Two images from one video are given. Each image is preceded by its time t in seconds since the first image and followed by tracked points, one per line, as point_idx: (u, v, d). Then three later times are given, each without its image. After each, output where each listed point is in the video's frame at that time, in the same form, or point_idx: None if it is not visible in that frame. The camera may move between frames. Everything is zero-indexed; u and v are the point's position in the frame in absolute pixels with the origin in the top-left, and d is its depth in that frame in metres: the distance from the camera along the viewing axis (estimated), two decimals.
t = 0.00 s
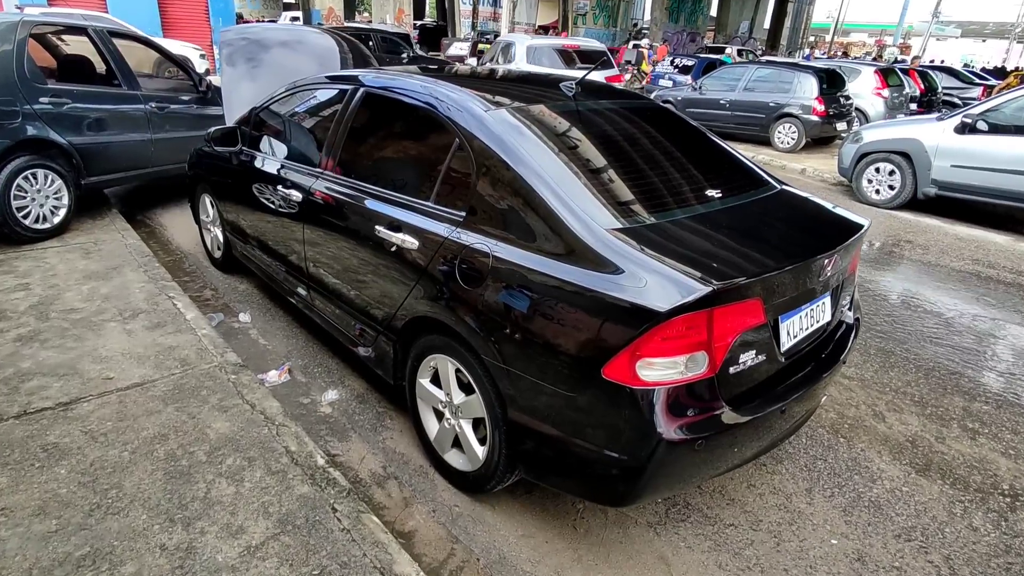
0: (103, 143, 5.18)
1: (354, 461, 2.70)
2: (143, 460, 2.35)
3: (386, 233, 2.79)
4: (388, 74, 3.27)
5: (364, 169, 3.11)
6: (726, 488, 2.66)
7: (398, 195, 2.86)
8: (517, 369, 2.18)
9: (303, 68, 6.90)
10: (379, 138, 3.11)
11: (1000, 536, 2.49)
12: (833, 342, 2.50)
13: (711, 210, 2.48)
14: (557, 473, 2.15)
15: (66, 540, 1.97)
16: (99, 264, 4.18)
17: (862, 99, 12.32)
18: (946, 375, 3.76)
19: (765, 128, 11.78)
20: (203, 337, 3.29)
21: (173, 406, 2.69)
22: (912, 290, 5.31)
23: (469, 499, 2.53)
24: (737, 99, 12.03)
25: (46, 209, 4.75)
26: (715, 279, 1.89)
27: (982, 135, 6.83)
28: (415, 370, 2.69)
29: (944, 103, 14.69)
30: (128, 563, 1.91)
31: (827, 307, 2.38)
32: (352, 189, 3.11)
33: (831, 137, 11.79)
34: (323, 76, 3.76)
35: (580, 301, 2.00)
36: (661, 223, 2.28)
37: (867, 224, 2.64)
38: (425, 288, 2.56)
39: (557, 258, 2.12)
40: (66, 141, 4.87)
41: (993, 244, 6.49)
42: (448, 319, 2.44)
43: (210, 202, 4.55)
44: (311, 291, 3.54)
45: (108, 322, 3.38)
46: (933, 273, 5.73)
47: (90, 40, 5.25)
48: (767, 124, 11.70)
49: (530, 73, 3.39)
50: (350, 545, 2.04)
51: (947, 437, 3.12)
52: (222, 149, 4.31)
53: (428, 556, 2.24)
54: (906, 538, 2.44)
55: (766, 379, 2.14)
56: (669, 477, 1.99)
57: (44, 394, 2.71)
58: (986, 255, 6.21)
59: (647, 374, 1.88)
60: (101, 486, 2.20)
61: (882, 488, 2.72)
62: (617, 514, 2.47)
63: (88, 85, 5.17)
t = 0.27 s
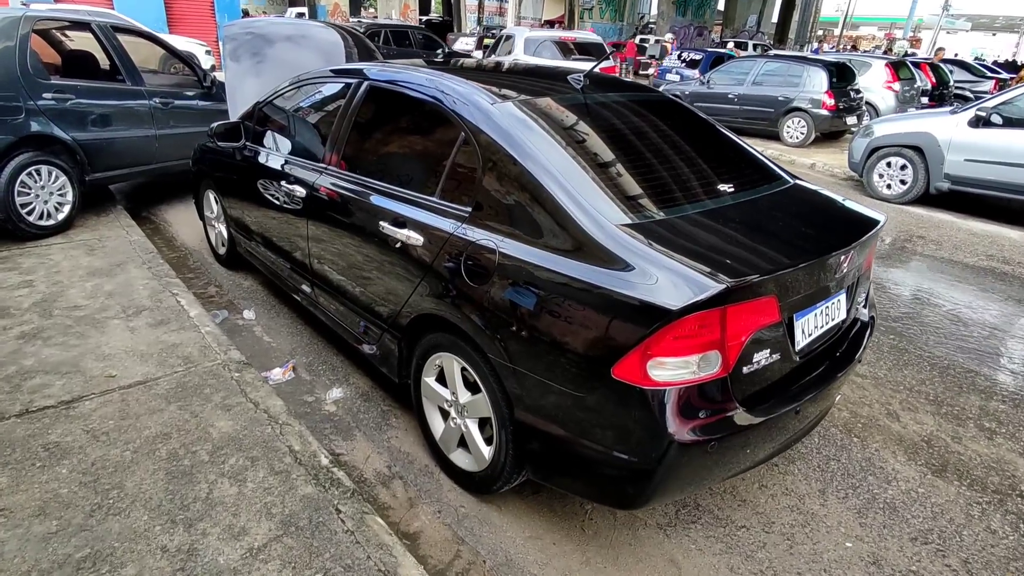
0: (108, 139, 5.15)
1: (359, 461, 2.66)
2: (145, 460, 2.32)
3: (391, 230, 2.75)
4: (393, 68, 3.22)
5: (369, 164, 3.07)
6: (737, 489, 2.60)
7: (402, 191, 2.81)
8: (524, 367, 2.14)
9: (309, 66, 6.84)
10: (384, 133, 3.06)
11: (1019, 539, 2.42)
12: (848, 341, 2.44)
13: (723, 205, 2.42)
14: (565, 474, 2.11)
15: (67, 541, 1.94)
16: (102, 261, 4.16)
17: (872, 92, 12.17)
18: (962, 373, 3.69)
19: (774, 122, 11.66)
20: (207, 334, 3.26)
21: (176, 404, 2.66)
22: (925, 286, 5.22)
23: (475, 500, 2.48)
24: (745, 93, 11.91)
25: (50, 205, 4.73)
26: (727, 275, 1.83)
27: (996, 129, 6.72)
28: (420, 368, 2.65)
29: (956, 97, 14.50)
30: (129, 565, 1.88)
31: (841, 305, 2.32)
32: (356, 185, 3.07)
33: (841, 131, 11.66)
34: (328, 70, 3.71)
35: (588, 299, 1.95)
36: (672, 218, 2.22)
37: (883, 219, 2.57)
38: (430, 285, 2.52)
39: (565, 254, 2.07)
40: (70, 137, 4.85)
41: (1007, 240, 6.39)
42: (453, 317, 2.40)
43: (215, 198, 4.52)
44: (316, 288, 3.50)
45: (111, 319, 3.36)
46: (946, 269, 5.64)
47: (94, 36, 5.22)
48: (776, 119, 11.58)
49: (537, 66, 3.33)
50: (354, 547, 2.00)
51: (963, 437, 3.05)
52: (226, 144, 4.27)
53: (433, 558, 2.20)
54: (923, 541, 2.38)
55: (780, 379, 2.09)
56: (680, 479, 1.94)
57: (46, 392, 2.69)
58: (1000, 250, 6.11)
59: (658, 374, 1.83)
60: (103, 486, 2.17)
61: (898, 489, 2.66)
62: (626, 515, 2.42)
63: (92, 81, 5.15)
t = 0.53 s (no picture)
0: (112, 141, 5.15)
1: (362, 465, 2.63)
2: (148, 465, 2.30)
3: (394, 232, 2.72)
4: (396, 68, 3.19)
5: (372, 166, 3.05)
6: (745, 495, 2.57)
7: (406, 193, 2.79)
8: (528, 372, 2.11)
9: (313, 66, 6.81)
10: (388, 134, 3.04)
11: None
12: (858, 345, 2.39)
13: (730, 207, 2.38)
14: (571, 480, 2.08)
15: (68, 548, 1.92)
16: (107, 263, 4.15)
17: (880, 89, 12.07)
18: (973, 376, 3.64)
19: (781, 120, 11.57)
20: (210, 337, 3.25)
21: (179, 409, 2.65)
22: (935, 286, 5.16)
23: (479, 505, 2.46)
24: (752, 91, 11.83)
25: (55, 207, 4.73)
26: (735, 279, 1.80)
27: (1007, 126, 6.64)
28: (424, 372, 2.62)
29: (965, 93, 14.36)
30: (130, 573, 1.86)
31: (852, 309, 2.28)
32: (360, 187, 3.05)
33: (849, 129, 11.56)
34: (331, 71, 3.69)
35: (594, 303, 1.91)
36: (678, 220, 2.19)
37: (894, 221, 2.52)
38: (434, 288, 2.49)
39: (570, 258, 2.04)
40: (74, 139, 4.84)
41: (1019, 238, 6.31)
42: (457, 321, 2.37)
43: (218, 199, 4.50)
44: (319, 290, 3.48)
45: (114, 322, 3.34)
46: (956, 269, 5.58)
47: (98, 36, 5.22)
48: (783, 117, 11.49)
49: (541, 66, 3.29)
50: (357, 555, 1.97)
51: (975, 441, 3.00)
52: (229, 146, 4.25)
53: (437, 565, 2.17)
54: (935, 549, 2.34)
55: (789, 385, 2.05)
56: (688, 487, 1.90)
57: (49, 396, 2.67)
58: (1011, 250, 6.03)
59: (665, 381, 1.79)
60: (105, 493, 2.15)
61: (909, 495, 2.62)
62: (633, 522, 2.39)
63: (96, 82, 5.15)
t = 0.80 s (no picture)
0: (116, 142, 5.16)
1: (366, 467, 2.63)
2: (152, 468, 2.30)
3: (398, 234, 2.72)
4: (400, 69, 3.18)
5: (376, 167, 3.04)
6: (751, 497, 2.55)
7: (410, 195, 2.78)
8: (533, 374, 2.10)
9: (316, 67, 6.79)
10: (391, 135, 3.03)
11: None
12: (865, 347, 2.38)
13: (735, 208, 2.37)
14: (576, 483, 2.07)
15: (73, 551, 1.92)
16: (111, 264, 4.16)
17: (884, 88, 12.02)
18: (980, 377, 3.61)
19: (785, 120, 11.54)
20: (214, 338, 3.25)
21: (183, 410, 2.65)
22: (940, 286, 5.14)
23: (484, 507, 2.45)
24: (756, 90, 11.79)
25: (59, 208, 4.74)
26: (741, 281, 1.79)
27: (1012, 125, 6.61)
28: (428, 374, 2.61)
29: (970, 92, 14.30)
30: None
31: (859, 310, 2.26)
32: (363, 188, 3.05)
33: (853, 128, 11.52)
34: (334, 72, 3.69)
35: (599, 305, 1.90)
36: (683, 222, 2.18)
37: (901, 222, 2.51)
38: (437, 290, 2.49)
39: (575, 260, 2.03)
40: (78, 140, 4.85)
41: None
42: (461, 323, 2.36)
43: (222, 200, 4.51)
44: (323, 291, 3.48)
45: (119, 324, 3.35)
46: (961, 269, 5.55)
47: (101, 37, 5.23)
48: (787, 116, 11.46)
49: (545, 66, 3.28)
50: (362, 557, 1.97)
51: (982, 443, 2.98)
52: (233, 147, 4.25)
53: (442, 568, 2.17)
54: (942, 552, 2.32)
55: (796, 387, 2.04)
56: (693, 490, 1.89)
57: (54, 398, 2.68)
58: (1017, 249, 6.00)
59: (672, 385, 1.78)
60: (109, 495, 2.15)
61: (916, 498, 2.60)
62: (638, 524, 2.38)
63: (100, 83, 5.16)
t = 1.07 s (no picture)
0: (120, 141, 5.20)
1: (371, 462, 2.67)
2: (161, 462, 2.34)
3: (402, 232, 2.75)
4: (403, 69, 3.22)
5: (379, 166, 3.08)
6: (750, 492, 2.59)
7: (413, 193, 2.82)
8: (536, 370, 2.14)
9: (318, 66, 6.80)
10: (395, 134, 3.07)
11: None
12: (862, 344, 2.42)
13: (735, 207, 2.41)
14: (578, 477, 2.11)
15: (85, 542, 1.96)
16: (116, 262, 4.19)
17: (884, 88, 12.05)
18: (977, 375, 3.65)
19: (785, 119, 11.58)
20: (220, 335, 3.29)
21: (190, 406, 2.68)
22: (939, 285, 5.17)
23: (487, 502, 2.49)
24: (756, 90, 11.83)
25: (64, 206, 4.77)
26: (739, 278, 1.82)
27: (1012, 125, 6.65)
28: (432, 371, 2.65)
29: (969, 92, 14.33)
30: (146, 566, 1.90)
31: (856, 308, 2.30)
32: (367, 186, 3.08)
33: (853, 128, 11.55)
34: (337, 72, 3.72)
35: (601, 301, 1.94)
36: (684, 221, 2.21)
37: (898, 220, 2.54)
38: (441, 288, 2.52)
39: (577, 257, 2.07)
40: (83, 139, 4.89)
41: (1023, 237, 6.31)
42: (465, 320, 2.40)
43: (226, 199, 4.54)
44: (327, 289, 3.51)
45: (125, 321, 3.39)
46: (960, 268, 5.59)
47: (106, 37, 5.26)
48: (787, 116, 11.49)
49: (546, 66, 3.32)
50: (368, 549, 2.01)
51: (979, 440, 3.02)
52: (237, 146, 4.29)
53: (446, 560, 2.21)
54: (938, 545, 2.36)
55: (794, 383, 2.07)
56: (693, 483, 1.93)
57: (63, 394, 2.72)
58: (1015, 248, 6.04)
59: (672, 379, 1.82)
60: (119, 488, 2.19)
61: (913, 492, 2.64)
62: (639, 518, 2.42)
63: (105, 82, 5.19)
